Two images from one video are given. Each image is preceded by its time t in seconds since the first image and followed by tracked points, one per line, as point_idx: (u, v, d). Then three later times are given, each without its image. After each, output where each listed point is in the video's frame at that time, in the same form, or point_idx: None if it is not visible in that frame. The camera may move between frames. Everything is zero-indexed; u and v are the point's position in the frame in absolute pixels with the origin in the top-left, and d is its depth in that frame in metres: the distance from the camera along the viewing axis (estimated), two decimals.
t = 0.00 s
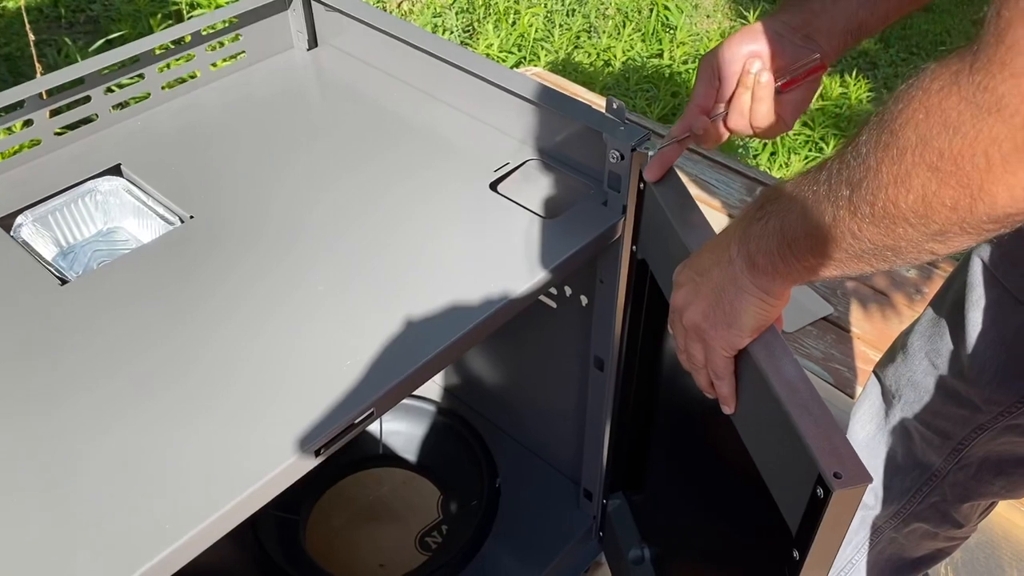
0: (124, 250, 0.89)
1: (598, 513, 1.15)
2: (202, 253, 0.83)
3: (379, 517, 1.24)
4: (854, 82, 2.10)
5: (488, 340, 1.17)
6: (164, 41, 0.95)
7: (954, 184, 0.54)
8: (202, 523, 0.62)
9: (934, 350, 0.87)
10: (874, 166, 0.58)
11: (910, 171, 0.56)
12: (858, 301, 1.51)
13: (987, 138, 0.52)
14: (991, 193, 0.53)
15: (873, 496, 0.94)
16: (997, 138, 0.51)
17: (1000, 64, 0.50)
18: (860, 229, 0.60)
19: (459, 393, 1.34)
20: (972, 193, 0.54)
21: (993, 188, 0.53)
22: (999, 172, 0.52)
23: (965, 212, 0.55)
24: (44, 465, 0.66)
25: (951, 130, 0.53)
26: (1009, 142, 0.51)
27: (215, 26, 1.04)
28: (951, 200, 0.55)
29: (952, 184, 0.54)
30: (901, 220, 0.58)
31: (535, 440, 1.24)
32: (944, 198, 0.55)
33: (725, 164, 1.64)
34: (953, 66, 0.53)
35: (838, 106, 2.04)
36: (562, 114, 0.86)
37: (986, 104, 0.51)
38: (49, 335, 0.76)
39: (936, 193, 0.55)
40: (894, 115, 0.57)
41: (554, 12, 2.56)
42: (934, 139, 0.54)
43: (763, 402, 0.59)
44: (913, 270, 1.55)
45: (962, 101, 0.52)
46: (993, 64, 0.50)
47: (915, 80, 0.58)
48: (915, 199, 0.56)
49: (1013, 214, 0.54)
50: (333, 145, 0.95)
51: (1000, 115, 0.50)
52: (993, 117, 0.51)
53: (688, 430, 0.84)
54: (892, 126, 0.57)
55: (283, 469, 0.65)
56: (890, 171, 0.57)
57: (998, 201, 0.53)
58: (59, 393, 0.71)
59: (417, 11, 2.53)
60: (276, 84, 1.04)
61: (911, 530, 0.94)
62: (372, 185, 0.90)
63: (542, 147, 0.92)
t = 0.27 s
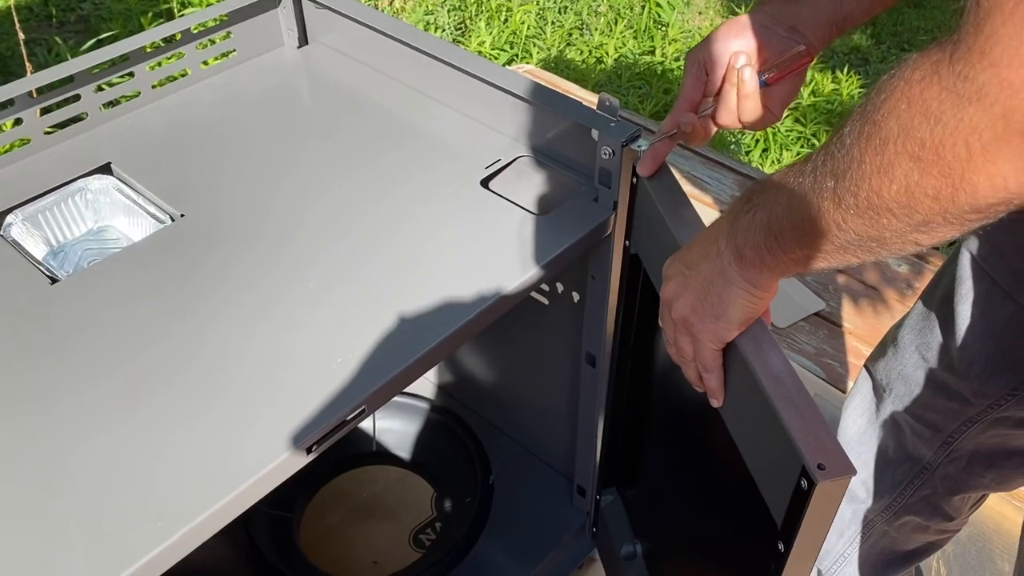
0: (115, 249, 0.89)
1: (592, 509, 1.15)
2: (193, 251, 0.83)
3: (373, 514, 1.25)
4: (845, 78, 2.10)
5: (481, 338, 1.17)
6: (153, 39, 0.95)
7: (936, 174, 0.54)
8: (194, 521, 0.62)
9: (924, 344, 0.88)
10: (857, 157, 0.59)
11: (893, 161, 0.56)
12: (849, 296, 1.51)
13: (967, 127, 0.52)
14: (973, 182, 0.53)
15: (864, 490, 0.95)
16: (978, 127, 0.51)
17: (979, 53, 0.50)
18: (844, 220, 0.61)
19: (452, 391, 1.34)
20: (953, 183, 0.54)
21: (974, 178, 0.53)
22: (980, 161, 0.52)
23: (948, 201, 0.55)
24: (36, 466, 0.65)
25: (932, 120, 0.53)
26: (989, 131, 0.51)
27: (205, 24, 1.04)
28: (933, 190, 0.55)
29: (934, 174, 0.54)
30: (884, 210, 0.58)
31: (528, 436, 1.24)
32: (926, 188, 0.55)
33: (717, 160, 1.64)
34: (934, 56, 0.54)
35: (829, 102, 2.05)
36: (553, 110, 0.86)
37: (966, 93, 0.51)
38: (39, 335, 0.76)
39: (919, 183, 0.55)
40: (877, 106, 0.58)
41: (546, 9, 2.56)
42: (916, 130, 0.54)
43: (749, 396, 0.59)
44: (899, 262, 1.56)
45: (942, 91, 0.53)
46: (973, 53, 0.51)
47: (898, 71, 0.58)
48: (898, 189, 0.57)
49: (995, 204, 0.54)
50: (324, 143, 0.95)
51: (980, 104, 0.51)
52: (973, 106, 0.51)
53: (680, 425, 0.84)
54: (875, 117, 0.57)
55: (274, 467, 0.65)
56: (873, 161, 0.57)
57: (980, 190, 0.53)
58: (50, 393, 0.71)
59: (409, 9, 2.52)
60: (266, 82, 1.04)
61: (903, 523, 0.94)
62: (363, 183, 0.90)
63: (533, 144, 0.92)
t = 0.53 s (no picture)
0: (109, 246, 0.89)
1: (586, 504, 1.16)
2: (187, 248, 0.83)
3: (369, 511, 1.25)
4: (839, 74, 2.11)
5: (476, 334, 1.17)
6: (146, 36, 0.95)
7: (939, 161, 0.55)
8: (189, 516, 0.62)
9: (914, 337, 0.88)
10: (861, 146, 0.59)
11: (897, 149, 0.56)
12: (844, 291, 1.52)
13: (968, 114, 0.52)
14: (976, 168, 0.54)
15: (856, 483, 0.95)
16: (978, 113, 0.52)
17: (977, 41, 0.50)
18: (851, 208, 0.61)
19: (448, 388, 1.34)
20: (957, 170, 0.54)
21: (977, 164, 0.53)
22: (982, 148, 0.53)
23: (952, 187, 0.55)
24: (31, 460, 0.66)
25: (933, 108, 0.54)
26: (989, 117, 0.51)
27: (198, 21, 1.04)
28: (937, 176, 0.55)
29: (938, 161, 0.55)
30: (890, 198, 0.59)
31: (524, 433, 1.25)
32: (931, 176, 0.56)
33: (712, 156, 1.64)
34: (933, 44, 0.54)
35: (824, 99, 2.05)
36: (547, 106, 0.86)
37: (965, 81, 0.52)
38: (33, 332, 0.76)
39: (923, 171, 0.56)
40: (878, 96, 0.58)
41: (540, 6, 2.56)
42: (917, 118, 0.55)
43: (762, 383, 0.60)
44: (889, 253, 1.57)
45: (943, 79, 0.53)
46: (970, 42, 0.51)
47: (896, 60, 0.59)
48: (902, 177, 0.57)
49: (999, 188, 0.54)
50: (319, 140, 0.95)
51: (980, 91, 0.51)
52: (973, 93, 0.52)
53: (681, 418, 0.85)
54: (877, 106, 0.58)
55: (269, 462, 0.66)
56: (877, 150, 0.57)
57: (983, 176, 0.54)
58: (45, 389, 0.71)
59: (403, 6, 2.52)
60: (260, 79, 1.04)
61: (894, 516, 0.95)
62: (358, 179, 0.90)
63: (528, 140, 0.93)
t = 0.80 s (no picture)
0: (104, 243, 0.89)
1: (582, 501, 1.16)
2: (182, 245, 0.83)
3: (366, 508, 1.25)
4: (836, 72, 2.10)
5: (472, 331, 1.17)
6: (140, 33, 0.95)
7: (941, 134, 0.55)
8: (184, 512, 0.62)
9: (895, 327, 0.89)
10: (867, 123, 0.60)
11: (900, 124, 0.57)
12: (837, 287, 1.52)
13: (965, 87, 0.53)
14: (977, 139, 0.54)
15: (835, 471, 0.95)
16: (975, 85, 0.53)
17: (969, 15, 0.51)
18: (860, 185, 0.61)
19: (445, 386, 1.35)
20: (960, 141, 0.55)
21: (978, 135, 0.54)
22: (982, 119, 0.53)
23: (956, 159, 0.56)
24: (26, 457, 0.66)
25: (932, 82, 0.55)
26: (986, 88, 0.52)
27: (194, 18, 1.04)
28: (940, 149, 0.56)
29: (939, 135, 0.55)
30: (897, 172, 0.59)
31: (520, 430, 1.25)
32: (934, 148, 0.56)
33: (708, 153, 1.64)
34: (930, 22, 0.55)
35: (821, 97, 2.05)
36: (542, 102, 0.86)
37: (960, 54, 0.53)
38: (28, 328, 0.76)
39: (926, 145, 0.56)
40: (880, 75, 0.59)
41: (537, 4, 2.56)
42: (916, 93, 0.56)
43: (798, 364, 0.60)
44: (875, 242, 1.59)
45: (939, 53, 0.54)
46: (964, 17, 0.52)
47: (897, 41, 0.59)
48: (908, 151, 0.57)
49: (1002, 160, 0.55)
50: (315, 137, 0.95)
51: (975, 63, 0.52)
52: (969, 66, 0.52)
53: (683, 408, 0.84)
54: (879, 84, 0.59)
55: (263, 458, 0.66)
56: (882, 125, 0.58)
57: (985, 146, 0.54)
58: (40, 386, 0.71)
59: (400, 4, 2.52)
60: (255, 76, 1.04)
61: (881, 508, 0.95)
62: (352, 176, 0.90)
63: (523, 137, 0.93)
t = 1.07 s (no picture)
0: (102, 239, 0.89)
1: (581, 497, 1.17)
2: (181, 241, 0.83)
3: (363, 505, 1.26)
4: (834, 69, 2.10)
5: (470, 328, 1.17)
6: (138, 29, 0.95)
7: (930, 160, 0.56)
8: (183, 507, 0.62)
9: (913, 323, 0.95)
10: (857, 141, 0.60)
11: (889, 149, 0.58)
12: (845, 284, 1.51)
13: (948, 121, 0.54)
14: (965, 168, 0.55)
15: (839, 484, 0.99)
16: (957, 120, 0.53)
17: (954, 53, 0.52)
18: (853, 202, 0.63)
19: (444, 383, 1.35)
20: (949, 168, 0.56)
21: (966, 164, 0.55)
22: (967, 150, 0.54)
23: (945, 183, 0.57)
24: (24, 452, 0.66)
25: (920, 113, 0.55)
26: (970, 123, 0.53)
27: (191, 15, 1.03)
28: (930, 173, 0.57)
29: (929, 161, 0.56)
30: (890, 190, 0.60)
31: (517, 426, 1.25)
32: (925, 173, 0.57)
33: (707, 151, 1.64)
34: (916, 53, 0.55)
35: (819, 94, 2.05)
36: (540, 99, 0.86)
37: (946, 88, 0.53)
38: (26, 325, 0.76)
39: (916, 168, 0.57)
40: (869, 97, 0.59)
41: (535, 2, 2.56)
42: (904, 122, 0.56)
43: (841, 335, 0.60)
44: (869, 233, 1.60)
45: (924, 87, 0.54)
46: (947, 55, 0.52)
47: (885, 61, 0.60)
48: (901, 170, 0.58)
49: (992, 184, 0.56)
50: (313, 133, 0.95)
51: (959, 100, 0.52)
52: (953, 102, 0.53)
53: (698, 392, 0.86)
54: (867, 107, 0.59)
55: (262, 453, 0.66)
56: (875, 147, 0.59)
57: (974, 174, 0.55)
58: (37, 382, 0.71)
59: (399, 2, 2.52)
60: (253, 73, 1.04)
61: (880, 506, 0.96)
62: (351, 172, 0.90)
63: (521, 133, 0.93)
